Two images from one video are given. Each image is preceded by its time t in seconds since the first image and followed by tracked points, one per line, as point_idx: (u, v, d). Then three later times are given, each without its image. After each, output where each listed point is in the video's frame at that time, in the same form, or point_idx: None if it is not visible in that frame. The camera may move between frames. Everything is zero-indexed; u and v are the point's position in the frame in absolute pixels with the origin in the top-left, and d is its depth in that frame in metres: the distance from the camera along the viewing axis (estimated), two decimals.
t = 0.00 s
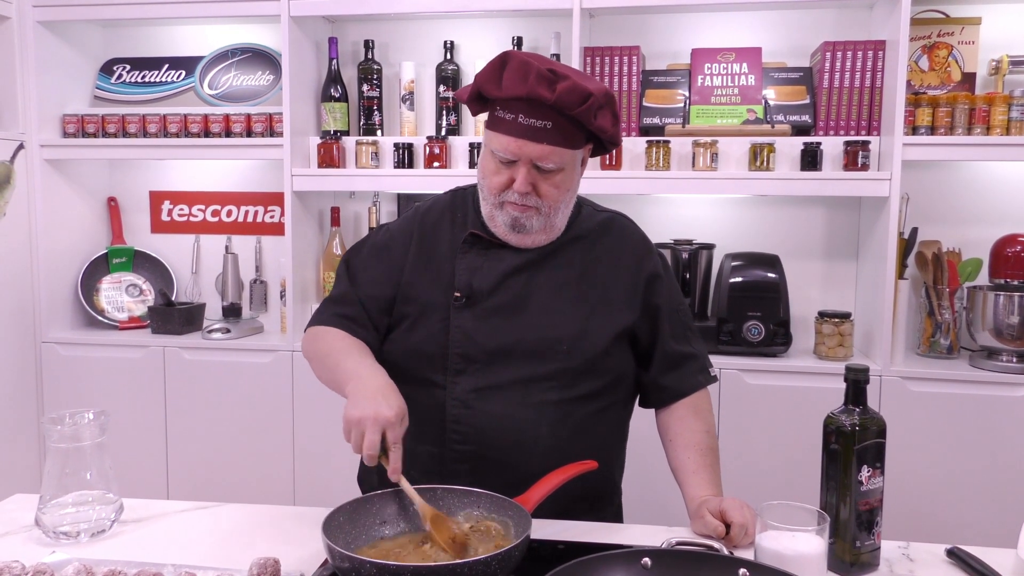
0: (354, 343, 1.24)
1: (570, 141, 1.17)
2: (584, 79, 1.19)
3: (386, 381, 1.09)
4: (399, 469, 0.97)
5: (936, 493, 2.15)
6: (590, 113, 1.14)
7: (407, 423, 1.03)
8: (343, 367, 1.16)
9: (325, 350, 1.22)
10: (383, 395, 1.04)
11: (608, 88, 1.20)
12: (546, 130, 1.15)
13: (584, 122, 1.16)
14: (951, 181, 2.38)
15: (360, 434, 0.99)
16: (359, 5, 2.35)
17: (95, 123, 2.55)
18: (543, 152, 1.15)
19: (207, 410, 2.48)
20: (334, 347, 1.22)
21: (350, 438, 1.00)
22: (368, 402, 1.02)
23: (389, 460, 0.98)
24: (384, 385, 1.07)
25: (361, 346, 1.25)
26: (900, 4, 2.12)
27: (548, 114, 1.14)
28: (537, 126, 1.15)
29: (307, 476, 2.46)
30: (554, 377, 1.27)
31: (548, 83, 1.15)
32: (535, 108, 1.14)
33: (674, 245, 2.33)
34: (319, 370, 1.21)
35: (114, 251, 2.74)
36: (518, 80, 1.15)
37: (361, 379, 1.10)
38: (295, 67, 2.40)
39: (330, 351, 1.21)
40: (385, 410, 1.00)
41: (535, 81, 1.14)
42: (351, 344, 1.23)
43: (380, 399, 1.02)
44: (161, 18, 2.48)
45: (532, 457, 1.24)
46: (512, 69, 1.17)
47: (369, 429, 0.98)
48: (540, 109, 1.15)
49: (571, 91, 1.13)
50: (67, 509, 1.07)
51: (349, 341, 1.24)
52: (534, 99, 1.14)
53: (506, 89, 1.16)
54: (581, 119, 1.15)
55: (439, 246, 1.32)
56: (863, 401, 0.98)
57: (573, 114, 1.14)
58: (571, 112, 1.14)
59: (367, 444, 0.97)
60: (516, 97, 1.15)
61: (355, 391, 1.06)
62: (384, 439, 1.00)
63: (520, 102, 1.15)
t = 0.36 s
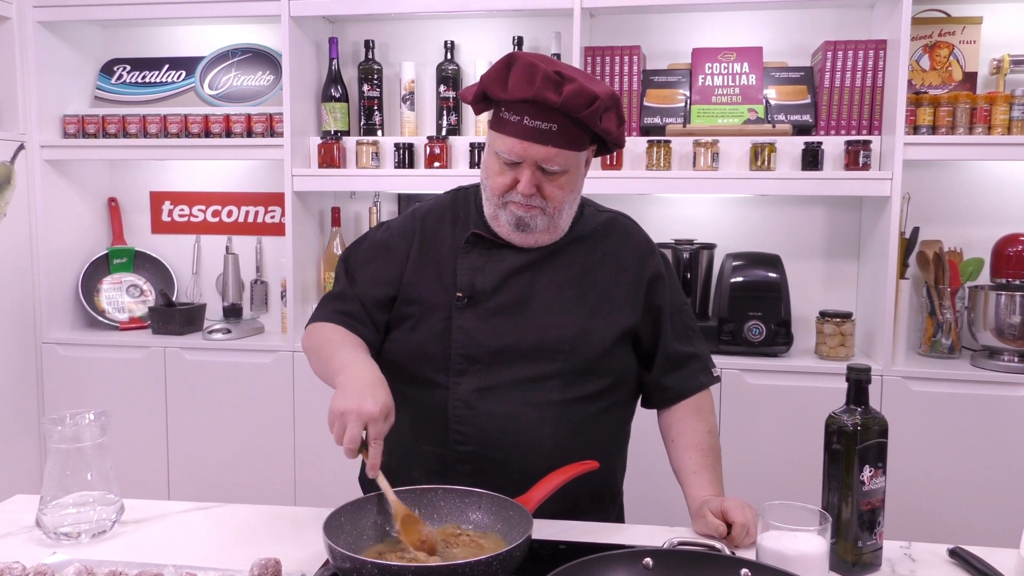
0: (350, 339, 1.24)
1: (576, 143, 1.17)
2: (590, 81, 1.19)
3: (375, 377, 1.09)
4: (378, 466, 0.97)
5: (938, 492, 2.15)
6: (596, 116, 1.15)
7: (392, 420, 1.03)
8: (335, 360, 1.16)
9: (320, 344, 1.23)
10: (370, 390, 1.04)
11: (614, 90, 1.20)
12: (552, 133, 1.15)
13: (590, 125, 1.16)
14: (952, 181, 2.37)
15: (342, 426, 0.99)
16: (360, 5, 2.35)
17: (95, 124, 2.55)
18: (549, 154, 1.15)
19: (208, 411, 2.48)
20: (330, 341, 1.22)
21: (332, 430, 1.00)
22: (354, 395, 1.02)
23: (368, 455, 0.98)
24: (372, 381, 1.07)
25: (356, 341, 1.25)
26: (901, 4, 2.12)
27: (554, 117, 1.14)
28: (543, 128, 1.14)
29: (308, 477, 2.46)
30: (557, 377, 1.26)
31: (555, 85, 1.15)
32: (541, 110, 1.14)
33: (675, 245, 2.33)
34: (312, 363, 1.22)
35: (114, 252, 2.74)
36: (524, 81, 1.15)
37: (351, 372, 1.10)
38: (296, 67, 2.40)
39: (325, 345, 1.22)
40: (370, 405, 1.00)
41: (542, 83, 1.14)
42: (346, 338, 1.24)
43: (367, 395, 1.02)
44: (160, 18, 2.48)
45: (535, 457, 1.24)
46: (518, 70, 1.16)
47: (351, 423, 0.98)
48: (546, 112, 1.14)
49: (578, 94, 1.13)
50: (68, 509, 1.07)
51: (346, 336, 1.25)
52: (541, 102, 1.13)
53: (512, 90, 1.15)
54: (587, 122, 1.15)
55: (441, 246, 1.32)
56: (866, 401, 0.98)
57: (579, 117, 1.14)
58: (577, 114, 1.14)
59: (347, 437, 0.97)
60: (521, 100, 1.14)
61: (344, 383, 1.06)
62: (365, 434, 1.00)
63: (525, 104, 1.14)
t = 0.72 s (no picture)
0: (349, 343, 1.24)
1: (578, 144, 1.17)
2: (591, 82, 1.18)
3: (369, 383, 1.08)
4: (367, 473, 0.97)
5: (940, 492, 2.15)
6: (599, 117, 1.15)
7: (384, 427, 1.03)
8: (332, 365, 1.16)
9: (320, 347, 1.23)
10: (364, 397, 1.03)
11: (615, 90, 1.20)
12: (555, 134, 1.14)
13: (592, 125, 1.16)
14: (953, 180, 2.37)
15: (332, 433, 0.99)
16: (360, 5, 2.35)
17: (96, 124, 2.55)
18: (551, 154, 1.15)
19: (209, 411, 2.48)
20: (329, 344, 1.23)
21: (324, 436, 1.00)
22: (346, 403, 1.02)
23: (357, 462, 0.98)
24: (366, 387, 1.07)
25: (356, 346, 1.25)
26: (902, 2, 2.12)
27: (556, 118, 1.14)
28: (545, 130, 1.14)
29: (309, 477, 2.46)
30: (559, 377, 1.26)
31: (557, 86, 1.15)
32: (543, 111, 1.14)
33: (676, 244, 2.33)
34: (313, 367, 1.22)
35: (115, 252, 2.74)
36: (526, 83, 1.14)
37: (346, 377, 1.10)
38: (296, 67, 2.40)
39: (325, 348, 1.22)
40: (360, 412, 0.99)
41: (543, 85, 1.13)
42: (347, 342, 1.24)
43: (358, 402, 1.02)
44: (160, 18, 2.48)
45: (537, 458, 1.24)
46: (519, 71, 1.16)
47: (341, 430, 0.98)
48: (549, 113, 1.14)
49: (580, 95, 1.13)
50: (69, 511, 1.07)
51: (346, 340, 1.25)
52: (543, 103, 1.13)
53: (514, 92, 1.15)
54: (590, 123, 1.15)
55: (443, 246, 1.32)
56: (867, 400, 0.97)
57: (582, 117, 1.13)
58: (580, 115, 1.13)
59: (337, 444, 0.97)
60: (524, 101, 1.14)
61: (337, 391, 1.06)
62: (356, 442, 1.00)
63: (527, 105, 1.14)
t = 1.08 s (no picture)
0: (351, 348, 1.24)
1: (577, 145, 1.17)
2: (590, 83, 1.18)
3: (369, 388, 1.08)
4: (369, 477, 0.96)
5: (941, 491, 2.15)
6: (598, 120, 1.14)
7: (385, 432, 1.02)
8: (331, 369, 1.16)
9: (321, 350, 1.23)
10: (364, 402, 1.03)
11: (615, 91, 1.19)
12: (554, 136, 1.14)
13: (591, 127, 1.15)
14: (953, 179, 2.37)
15: (333, 438, 0.99)
16: (360, 5, 2.35)
17: (96, 124, 2.54)
18: (551, 157, 1.15)
19: (209, 411, 2.47)
20: (330, 348, 1.22)
21: (325, 442, 1.00)
22: (347, 407, 1.02)
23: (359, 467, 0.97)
24: (366, 391, 1.06)
25: (357, 351, 1.24)
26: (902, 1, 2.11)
27: (555, 121, 1.13)
28: (544, 132, 1.14)
29: (310, 477, 2.45)
30: (559, 377, 1.26)
31: (556, 88, 1.14)
32: (543, 115, 1.13)
33: (676, 244, 2.33)
34: (313, 369, 1.21)
35: (115, 253, 2.73)
36: (525, 86, 1.14)
37: (347, 381, 1.10)
38: (296, 67, 2.40)
39: (326, 351, 1.21)
40: (361, 417, 0.99)
41: (542, 88, 1.13)
42: (350, 347, 1.23)
43: (358, 406, 1.02)
44: (160, 18, 2.48)
45: (538, 457, 1.24)
46: (518, 73, 1.15)
47: (342, 434, 0.98)
48: (548, 116, 1.14)
49: (579, 98, 1.12)
50: (69, 511, 1.06)
51: (348, 344, 1.24)
52: (542, 106, 1.13)
53: (513, 94, 1.14)
54: (589, 125, 1.14)
55: (443, 246, 1.32)
56: (869, 400, 0.97)
57: (581, 120, 1.13)
58: (579, 118, 1.13)
59: (338, 449, 0.96)
60: (523, 104, 1.13)
61: (337, 395, 1.06)
62: (357, 447, 0.99)
63: (527, 108, 1.14)
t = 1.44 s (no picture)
0: (352, 350, 1.23)
1: (575, 145, 1.17)
2: (590, 82, 1.18)
3: (372, 387, 1.08)
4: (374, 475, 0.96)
5: (940, 490, 2.15)
6: (596, 119, 1.14)
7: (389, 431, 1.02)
8: (332, 370, 1.15)
9: (320, 352, 1.22)
10: (368, 400, 1.03)
11: (614, 91, 1.19)
12: (552, 136, 1.14)
13: (590, 126, 1.15)
14: (952, 178, 2.37)
15: (337, 435, 0.98)
16: (358, 5, 2.34)
17: (94, 125, 2.54)
18: (549, 157, 1.15)
19: (208, 412, 2.47)
20: (332, 351, 1.21)
21: (328, 440, 0.99)
22: (352, 405, 1.01)
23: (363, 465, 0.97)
24: (370, 390, 1.06)
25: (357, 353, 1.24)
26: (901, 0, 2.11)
27: (554, 120, 1.13)
28: (543, 131, 1.14)
29: (309, 477, 2.45)
30: (558, 377, 1.26)
31: (555, 87, 1.14)
32: (541, 114, 1.13)
33: (675, 243, 2.32)
34: (313, 370, 1.21)
35: (113, 253, 2.73)
36: (525, 85, 1.13)
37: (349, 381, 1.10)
38: (294, 67, 2.40)
39: (327, 353, 1.21)
40: (366, 414, 0.99)
41: (542, 87, 1.12)
42: (350, 350, 1.23)
43: (363, 404, 1.02)
44: (158, 18, 2.47)
45: (537, 458, 1.24)
46: (518, 72, 1.15)
47: (346, 431, 0.97)
48: (547, 115, 1.14)
49: (579, 97, 1.12)
50: (68, 513, 1.06)
51: (347, 346, 1.24)
52: (541, 106, 1.12)
53: (512, 93, 1.13)
54: (588, 125, 1.14)
55: (441, 247, 1.32)
56: (868, 399, 0.97)
57: (580, 120, 1.13)
58: (578, 118, 1.13)
59: (342, 445, 0.96)
60: (522, 103, 1.13)
61: (340, 393, 1.06)
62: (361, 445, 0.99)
63: (525, 107, 1.13)
